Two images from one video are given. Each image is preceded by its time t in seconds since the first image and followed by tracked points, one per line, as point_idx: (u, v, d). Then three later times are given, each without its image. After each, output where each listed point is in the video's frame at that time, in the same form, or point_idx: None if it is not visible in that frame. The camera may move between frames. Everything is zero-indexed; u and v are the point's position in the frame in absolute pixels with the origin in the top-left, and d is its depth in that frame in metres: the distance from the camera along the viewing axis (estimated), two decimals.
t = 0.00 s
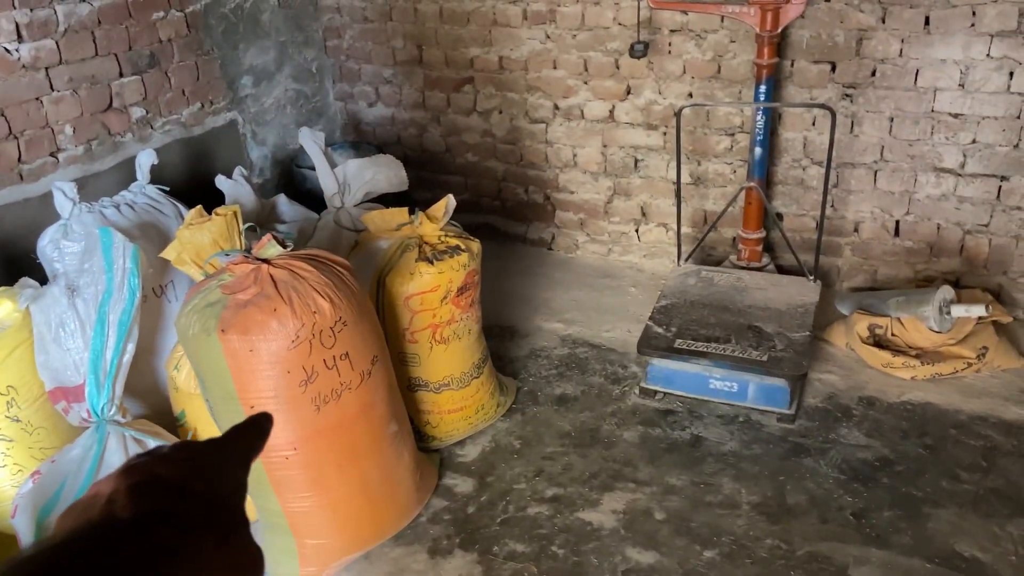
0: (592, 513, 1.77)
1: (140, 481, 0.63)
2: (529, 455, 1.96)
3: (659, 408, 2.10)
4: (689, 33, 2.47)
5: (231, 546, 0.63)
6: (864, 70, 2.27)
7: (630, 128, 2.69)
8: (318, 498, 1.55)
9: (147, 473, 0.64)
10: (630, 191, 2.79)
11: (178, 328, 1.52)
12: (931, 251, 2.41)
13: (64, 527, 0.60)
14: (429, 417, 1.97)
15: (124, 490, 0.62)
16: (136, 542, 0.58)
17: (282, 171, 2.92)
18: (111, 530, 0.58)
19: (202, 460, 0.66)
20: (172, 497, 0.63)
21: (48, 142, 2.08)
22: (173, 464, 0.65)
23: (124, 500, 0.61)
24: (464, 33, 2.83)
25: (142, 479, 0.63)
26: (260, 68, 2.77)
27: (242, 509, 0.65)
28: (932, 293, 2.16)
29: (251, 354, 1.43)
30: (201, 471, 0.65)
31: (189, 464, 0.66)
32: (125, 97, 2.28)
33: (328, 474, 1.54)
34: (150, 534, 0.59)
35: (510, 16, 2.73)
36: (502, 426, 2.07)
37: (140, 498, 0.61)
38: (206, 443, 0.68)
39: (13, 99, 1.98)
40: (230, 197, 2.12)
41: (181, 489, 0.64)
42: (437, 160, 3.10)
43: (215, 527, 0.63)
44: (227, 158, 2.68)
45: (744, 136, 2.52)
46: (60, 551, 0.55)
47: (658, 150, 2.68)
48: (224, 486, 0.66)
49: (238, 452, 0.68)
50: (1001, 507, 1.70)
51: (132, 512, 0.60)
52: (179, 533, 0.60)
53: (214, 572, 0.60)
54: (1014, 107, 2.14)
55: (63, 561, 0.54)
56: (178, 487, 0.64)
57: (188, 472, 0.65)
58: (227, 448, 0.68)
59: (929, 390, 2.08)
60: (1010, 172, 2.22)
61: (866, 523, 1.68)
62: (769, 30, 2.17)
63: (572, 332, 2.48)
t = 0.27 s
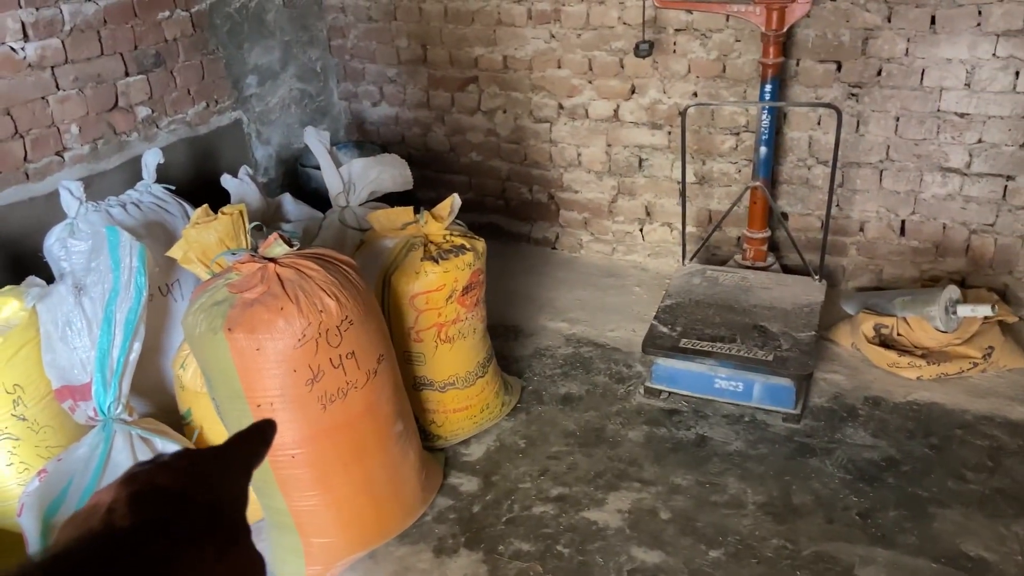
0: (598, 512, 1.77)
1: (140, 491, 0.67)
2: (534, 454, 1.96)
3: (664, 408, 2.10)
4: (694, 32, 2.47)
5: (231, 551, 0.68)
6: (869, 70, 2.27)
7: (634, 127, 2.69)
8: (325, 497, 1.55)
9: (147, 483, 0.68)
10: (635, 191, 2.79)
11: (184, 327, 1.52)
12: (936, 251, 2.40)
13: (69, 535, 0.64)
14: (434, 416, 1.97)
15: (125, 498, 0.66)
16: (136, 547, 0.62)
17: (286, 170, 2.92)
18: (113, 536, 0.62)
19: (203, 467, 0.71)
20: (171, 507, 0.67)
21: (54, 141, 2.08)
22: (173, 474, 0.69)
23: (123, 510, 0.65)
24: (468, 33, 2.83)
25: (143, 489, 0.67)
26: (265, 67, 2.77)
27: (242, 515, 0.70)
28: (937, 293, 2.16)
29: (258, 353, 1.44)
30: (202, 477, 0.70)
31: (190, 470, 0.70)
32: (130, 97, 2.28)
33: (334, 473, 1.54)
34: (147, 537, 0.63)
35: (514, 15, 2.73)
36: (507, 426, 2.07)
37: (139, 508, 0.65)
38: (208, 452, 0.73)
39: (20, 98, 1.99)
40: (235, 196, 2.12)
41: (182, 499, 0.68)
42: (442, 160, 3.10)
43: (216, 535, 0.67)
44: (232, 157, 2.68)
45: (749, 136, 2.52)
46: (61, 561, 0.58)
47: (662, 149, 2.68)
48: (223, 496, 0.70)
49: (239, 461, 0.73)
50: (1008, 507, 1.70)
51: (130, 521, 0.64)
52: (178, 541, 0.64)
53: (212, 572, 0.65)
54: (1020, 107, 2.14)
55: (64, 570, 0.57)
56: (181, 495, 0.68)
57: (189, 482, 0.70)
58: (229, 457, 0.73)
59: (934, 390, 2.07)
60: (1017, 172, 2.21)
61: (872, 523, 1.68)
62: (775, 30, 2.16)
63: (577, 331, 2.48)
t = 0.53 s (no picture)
0: (609, 512, 1.77)
1: (105, 526, 0.79)
2: (545, 454, 1.96)
3: (675, 408, 2.09)
4: (705, 32, 2.46)
5: None
6: (881, 70, 2.26)
7: (645, 127, 2.69)
8: (338, 495, 1.56)
9: (113, 517, 0.80)
10: (645, 191, 2.78)
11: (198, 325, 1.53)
12: (949, 252, 2.39)
13: (43, 569, 0.76)
14: (445, 416, 1.97)
15: (91, 533, 0.78)
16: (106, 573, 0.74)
17: (296, 170, 2.93)
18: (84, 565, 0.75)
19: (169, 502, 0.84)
20: (138, 540, 0.79)
21: (67, 141, 2.09)
22: (140, 508, 0.82)
23: (90, 544, 0.77)
24: (478, 33, 2.83)
25: (109, 524, 0.79)
26: (276, 68, 2.78)
27: (208, 542, 0.84)
28: (950, 294, 2.15)
29: (273, 352, 1.44)
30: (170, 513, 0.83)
31: (155, 506, 0.83)
32: (143, 97, 2.29)
33: (347, 471, 1.55)
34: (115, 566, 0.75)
35: (525, 15, 2.73)
36: (517, 426, 2.07)
37: (106, 545, 0.77)
38: (175, 486, 0.86)
39: (34, 97, 2.00)
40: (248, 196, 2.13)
41: (151, 535, 0.81)
42: (451, 160, 3.10)
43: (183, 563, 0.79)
44: (243, 157, 2.69)
45: (760, 136, 2.52)
46: None
47: (673, 149, 2.68)
48: (188, 529, 0.83)
49: (198, 487, 0.87)
50: (1022, 509, 1.69)
51: (98, 556, 0.76)
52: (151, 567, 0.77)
53: None
54: None
55: None
56: (149, 529, 0.80)
57: (154, 516, 0.82)
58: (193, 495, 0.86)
59: (947, 391, 2.06)
60: None
61: (885, 524, 1.68)
62: (787, 30, 2.16)
63: (587, 331, 2.48)
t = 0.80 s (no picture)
0: (615, 513, 1.76)
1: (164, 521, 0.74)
2: (550, 455, 1.95)
3: (680, 409, 2.09)
4: (710, 32, 2.46)
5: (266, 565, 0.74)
6: (887, 70, 2.25)
7: (650, 128, 2.68)
8: (344, 495, 1.56)
9: (172, 511, 0.75)
10: (650, 191, 2.78)
11: (205, 325, 1.53)
12: (954, 252, 2.39)
13: (98, 566, 0.70)
14: (451, 416, 1.97)
15: (150, 528, 0.73)
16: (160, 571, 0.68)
17: (301, 170, 2.93)
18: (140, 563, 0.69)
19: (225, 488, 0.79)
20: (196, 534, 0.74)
21: (72, 141, 2.09)
22: (198, 503, 0.76)
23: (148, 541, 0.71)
24: (483, 33, 2.83)
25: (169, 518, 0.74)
26: (280, 68, 2.78)
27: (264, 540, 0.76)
28: (956, 294, 2.14)
29: (279, 352, 1.44)
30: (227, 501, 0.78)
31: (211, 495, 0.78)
32: (148, 97, 2.29)
33: (353, 471, 1.55)
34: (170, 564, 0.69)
35: (529, 15, 2.72)
36: (523, 426, 2.07)
37: (163, 539, 0.72)
38: (236, 479, 0.81)
39: (40, 97, 2.00)
40: (253, 196, 2.13)
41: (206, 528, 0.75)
42: (455, 160, 3.10)
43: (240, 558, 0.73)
44: (247, 157, 2.69)
45: (765, 136, 2.51)
46: None
47: (677, 149, 2.67)
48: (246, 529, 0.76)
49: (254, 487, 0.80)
50: None
51: (156, 552, 0.71)
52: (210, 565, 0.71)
53: None
54: None
55: None
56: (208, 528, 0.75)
57: (210, 512, 0.76)
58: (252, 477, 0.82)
59: (953, 392, 2.06)
60: None
61: (891, 525, 1.67)
62: (793, 29, 2.15)
63: (592, 332, 2.48)
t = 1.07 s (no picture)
0: (610, 512, 1.77)
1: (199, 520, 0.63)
2: (545, 454, 1.96)
3: (675, 408, 2.10)
4: (703, 34, 2.47)
5: None
6: (879, 71, 2.27)
7: (644, 129, 2.70)
8: (340, 495, 1.56)
9: (205, 512, 0.64)
10: (644, 192, 2.79)
11: (200, 326, 1.53)
12: (946, 252, 2.40)
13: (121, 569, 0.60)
14: (446, 416, 1.98)
15: (184, 527, 0.62)
16: (198, 575, 0.58)
17: (296, 172, 2.94)
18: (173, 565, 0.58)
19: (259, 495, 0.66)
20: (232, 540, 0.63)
21: (68, 143, 2.10)
22: (231, 502, 0.65)
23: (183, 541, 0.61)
24: (478, 35, 2.84)
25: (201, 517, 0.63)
26: (275, 70, 2.79)
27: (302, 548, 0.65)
28: (948, 294, 2.16)
29: (275, 352, 1.45)
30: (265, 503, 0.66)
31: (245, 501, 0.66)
32: (143, 99, 2.29)
33: (349, 471, 1.55)
34: (208, 569, 0.59)
35: (524, 17, 2.73)
36: (518, 426, 2.07)
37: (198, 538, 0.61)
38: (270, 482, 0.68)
39: (35, 100, 2.00)
40: (248, 197, 2.13)
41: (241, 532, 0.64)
42: (451, 161, 3.11)
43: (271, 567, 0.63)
44: (243, 159, 2.69)
45: (758, 137, 2.53)
46: None
47: (671, 150, 2.69)
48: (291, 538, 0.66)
49: (297, 487, 0.68)
50: (1020, 507, 1.70)
51: (191, 552, 0.60)
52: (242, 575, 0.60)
53: None
54: None
55: None
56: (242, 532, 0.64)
57: (246, 513, 0.65)
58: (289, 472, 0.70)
59: (945, 391, 2.07)
60: None
61: (884, 523, 1.68)
62: (785, 31, 2.17)
63: (587, 332, 2.49)
